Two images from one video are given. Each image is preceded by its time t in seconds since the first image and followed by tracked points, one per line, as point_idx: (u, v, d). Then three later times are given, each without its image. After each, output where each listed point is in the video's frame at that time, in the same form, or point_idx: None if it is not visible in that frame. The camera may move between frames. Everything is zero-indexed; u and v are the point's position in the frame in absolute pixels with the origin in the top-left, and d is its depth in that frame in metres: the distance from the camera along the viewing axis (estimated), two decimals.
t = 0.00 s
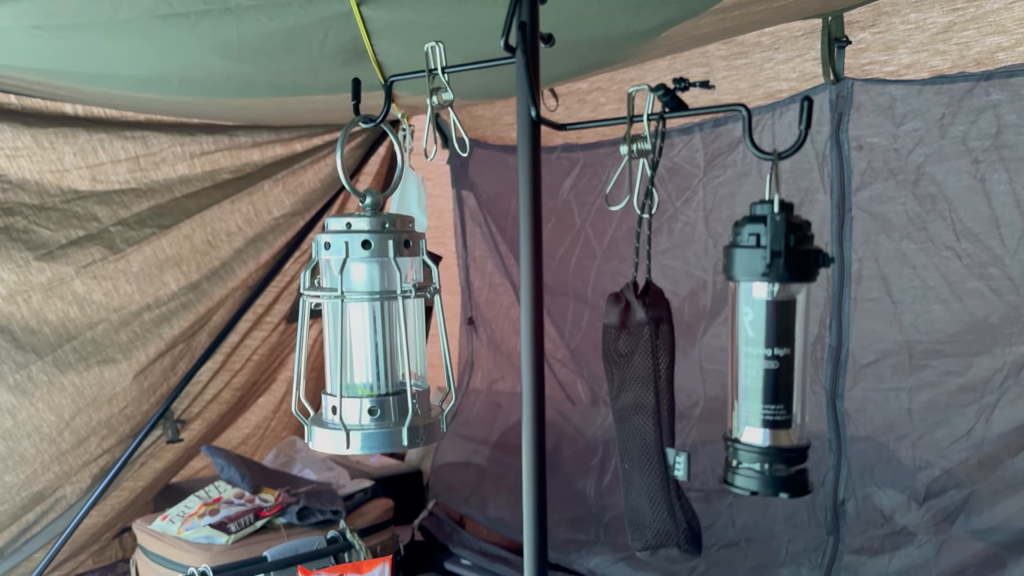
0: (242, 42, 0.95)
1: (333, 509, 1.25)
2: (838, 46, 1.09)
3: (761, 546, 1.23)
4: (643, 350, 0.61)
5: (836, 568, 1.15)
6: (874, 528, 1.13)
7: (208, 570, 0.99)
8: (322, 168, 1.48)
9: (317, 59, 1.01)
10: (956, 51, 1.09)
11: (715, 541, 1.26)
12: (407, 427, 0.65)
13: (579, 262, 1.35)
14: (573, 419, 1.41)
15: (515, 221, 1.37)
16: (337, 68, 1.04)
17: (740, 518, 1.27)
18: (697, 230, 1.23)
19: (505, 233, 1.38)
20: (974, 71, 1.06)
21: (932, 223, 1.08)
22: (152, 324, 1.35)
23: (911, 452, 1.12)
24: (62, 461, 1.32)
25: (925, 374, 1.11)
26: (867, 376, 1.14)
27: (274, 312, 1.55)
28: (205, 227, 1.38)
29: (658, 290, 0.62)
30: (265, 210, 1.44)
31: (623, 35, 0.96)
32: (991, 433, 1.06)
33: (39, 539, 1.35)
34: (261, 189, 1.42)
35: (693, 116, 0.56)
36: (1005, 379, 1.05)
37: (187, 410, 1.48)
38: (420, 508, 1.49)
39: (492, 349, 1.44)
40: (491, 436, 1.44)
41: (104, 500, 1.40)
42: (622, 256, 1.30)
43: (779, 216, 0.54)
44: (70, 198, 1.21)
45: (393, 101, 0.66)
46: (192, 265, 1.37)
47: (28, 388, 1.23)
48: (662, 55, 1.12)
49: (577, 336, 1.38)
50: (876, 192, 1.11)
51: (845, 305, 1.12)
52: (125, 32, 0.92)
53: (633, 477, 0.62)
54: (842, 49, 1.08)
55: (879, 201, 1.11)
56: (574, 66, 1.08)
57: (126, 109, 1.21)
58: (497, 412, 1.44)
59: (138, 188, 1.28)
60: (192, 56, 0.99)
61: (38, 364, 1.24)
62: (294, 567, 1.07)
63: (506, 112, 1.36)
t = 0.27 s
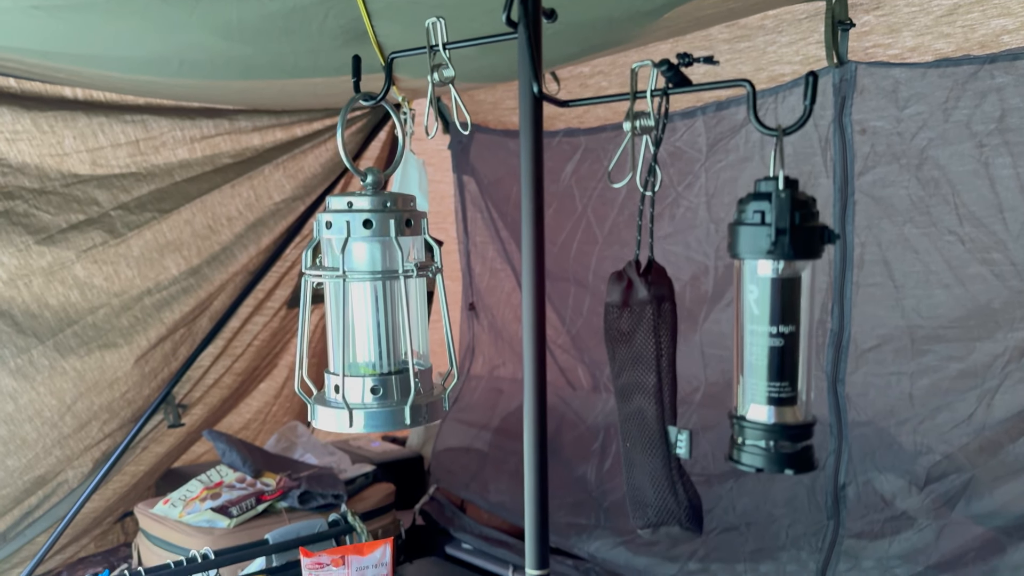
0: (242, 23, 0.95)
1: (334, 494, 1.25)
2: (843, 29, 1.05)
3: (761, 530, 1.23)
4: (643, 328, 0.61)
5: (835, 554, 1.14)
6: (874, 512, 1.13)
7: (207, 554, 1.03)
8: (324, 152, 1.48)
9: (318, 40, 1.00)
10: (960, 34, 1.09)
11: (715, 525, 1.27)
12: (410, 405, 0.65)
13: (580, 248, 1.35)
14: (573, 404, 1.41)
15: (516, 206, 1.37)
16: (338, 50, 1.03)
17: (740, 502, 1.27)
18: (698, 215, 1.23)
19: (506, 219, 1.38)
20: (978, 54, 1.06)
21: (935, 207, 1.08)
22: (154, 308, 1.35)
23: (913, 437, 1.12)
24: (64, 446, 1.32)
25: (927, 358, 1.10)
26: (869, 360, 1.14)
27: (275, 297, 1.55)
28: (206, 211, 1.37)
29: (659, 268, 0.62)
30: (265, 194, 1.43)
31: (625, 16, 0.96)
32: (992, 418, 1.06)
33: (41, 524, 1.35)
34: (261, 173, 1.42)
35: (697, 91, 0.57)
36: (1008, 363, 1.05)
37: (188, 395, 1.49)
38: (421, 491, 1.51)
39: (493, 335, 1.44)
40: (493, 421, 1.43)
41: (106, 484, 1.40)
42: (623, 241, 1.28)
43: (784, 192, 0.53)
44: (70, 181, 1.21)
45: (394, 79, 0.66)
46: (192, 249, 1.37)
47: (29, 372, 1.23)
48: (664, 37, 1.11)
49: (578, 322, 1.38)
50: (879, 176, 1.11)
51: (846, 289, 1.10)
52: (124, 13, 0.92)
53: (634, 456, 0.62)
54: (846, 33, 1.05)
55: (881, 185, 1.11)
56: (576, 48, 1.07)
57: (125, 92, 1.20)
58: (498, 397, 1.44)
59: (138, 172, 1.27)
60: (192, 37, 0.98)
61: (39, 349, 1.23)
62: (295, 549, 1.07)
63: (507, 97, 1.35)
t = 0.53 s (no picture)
0: (241, 2, 0.94)
1: (335, 478, 1.25)
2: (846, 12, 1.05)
3: (761, 514, 1.23)
4: (645, 305, 0.60)
5: (835, 536, 1.14)
6: (875, 497, 1.13)
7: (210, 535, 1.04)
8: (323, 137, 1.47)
9: (318, 20, 1.00)
10: (965, 16, 1.08)
11: (715, 510, 1.27)
12: (410, 385, 0.65)
13: (581, 233, 1.34)
14: (574, 390, 1.41)
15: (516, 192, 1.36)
16: (338, 31, 1.03)
17: (741, 487, 1.27)
18: (700, 199, 1.22)
19: (506, 205, 1.36)
20: (982, 37, 1.05)
21: (938, 191, 1.07)
22: (154, 293, 1.35)
23: (914, 423, 1.11)
24: (65, 430, 1.32)
25: (928, 343, 1.10)
26: (870, 345, 1.14)
27: (275, 282, 1.55)
28: (206, 195, 1.37)
29: (661, 245, 0.61)
30: (265, 179, 1.42)
31: None
32: (993, 403, 1.05)
33: (43, 508, 1.35)
34: (261, 157, 1.41)
35: (701, 66, 0.56)
36: (1010, 347, 1.04)
37: (189, 380, 1.49)
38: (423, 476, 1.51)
39: (493, 322, 1.44)
40: (494, 406, 1.43)
41: (107, 469, 1.41)
42: (624, 226, 1.28)
43: (786, 167, 0.53)
44: (69, 165, 1.20)
45: (394, 55, 0.65)
46: (192, 234, 1.36)
47: (29, 357, 1.23)
48: (666, 19, 1.10)
49: (579, 308, 1.38)
50: (883, 160, 1.10)
51: (848, 274, 1.10)
52: None
53: (637, 436, 0.62)
54: (849, 14, 1.06)
55: (884, 168, 1.11)
56: (577, 29, 1.06)
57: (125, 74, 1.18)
58: (499, 382, 1.43)
59: (138, 155, 1.26)
60: (191, 17, 0.97)
61: (39, 333, 1.23)
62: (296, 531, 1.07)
63: (508, 81, 1.34)
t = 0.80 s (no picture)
0: None
1: (336, 462, 1.26)
2: None
3: (762, 499, 1.23)
4: (649, 283, 0.60)
5: (835, 519, 1.15)
6: (875, 482, 1.13)
7: (212, 518, 1.05)
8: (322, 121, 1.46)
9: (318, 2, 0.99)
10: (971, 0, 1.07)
11: (715, 494, 1.27)
12: (411, 364, 0.65)
13: (582, 219, 1.34)
14: (574, 376, 1.41)
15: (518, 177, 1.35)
16: (338, 12, 1.02)
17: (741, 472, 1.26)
18: (701, 184, 1.22)
19: (508, 191, 1.36)
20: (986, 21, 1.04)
21: (941, 175, 1.07)
22: (155, 278, 1.35)
23: (915, 409, 1.11)
24: (66, 414, 1.32)
25: (929, 328, 1.10)
26: (871, 330, 1.14)
27: (275, 268, 1.55)
28: (206, 180, 1.36)
29: (664, 225, 0.61)
30: (265, 163, 1.41)
31: None
32: (993, 389, 1.05)
33: (44, 492, 1.36)
34: (261, 142, 1.40)
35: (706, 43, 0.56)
36: (1012, 331, 1.03)
37: (190, 364, 1.49)
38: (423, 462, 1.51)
39: (494, 308, 1.43)
40: (494, 392, 1.42)
41: (108, 453, 1.41)
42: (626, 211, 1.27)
43: (793, 142, 0.53)
44: (69, 149, 1.19)
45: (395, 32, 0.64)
46: (192, 219, 1.36)
47: (30, 341, 1.23)
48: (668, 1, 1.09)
49: (580, 294, 1.38)
50: (885, 144, 1.10)
51: (850, 258, 1.10)
52: None
53: (639, 416, 0.62)
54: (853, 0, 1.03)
55: (887, 152, 1.10)
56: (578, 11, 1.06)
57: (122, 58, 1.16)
58: (499, 368, 1.43)
59: (138, 139, 1.26)
60: None
61: (40, 317, 1.23)
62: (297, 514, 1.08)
63: (510, 65, 1.32)
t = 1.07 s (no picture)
0: None
1: (336, 446, 1.26)
2: None
3: (761, 483, 1.23)
4: (650, 260, 0.60)
5: (836, 503, 1.14)
6: (874, 466, 1.12)
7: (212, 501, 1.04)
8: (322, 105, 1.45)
9: None
10: None
11: (715, 478, 1.27)
12: (411, 343, 0.65)
13: (583, 203, 1.33)
14: (574, 360, 1.41)
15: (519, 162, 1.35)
16: None
17: (741, 456, 1.25)
18: (703, 168, 1.21)
19: (508, 176, 1.36)
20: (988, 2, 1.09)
21: (943, 158, 1.06)
22: (155, 261, 1.35)
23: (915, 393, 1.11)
24: (66, 398, 1.32)
25: (930, 313, 1.09)
26: (872, 315, 1.12)
27: (275, 252, 1.55)
28: (205, 163, 1.35)
29: (666, 201, 0.61)
30: (264, 147, 1.41)
31: None
32: (994, 373, 1.05)
33: (45, 476, 1.36)
34: (260, 125, 1.39)
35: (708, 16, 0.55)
36: (1013, 315, 1.03)
37: (190, 349, 1.49)
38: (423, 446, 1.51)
39: (495, 293, 1.43)
40: (495, 377, 1.42)
41: (109, 437, 1.41)
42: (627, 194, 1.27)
43: (795, 119, 0.52)
44: (67, 132, 1.19)
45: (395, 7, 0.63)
46: (192, 202, 1.36)
47: (29, 325, 1.23)
48: None
49: (579, 279, 1.37)
50: (888, 127, 1.09)
51: (851, 242, 1.10)
52: None
53: (638, 392, 0.62)
54: None
55: (889, 136, 1.09)
56: None
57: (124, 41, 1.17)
58: (499, 353, 1.42)
59: (136, 122, 1.25)
60: None
61: (39, 301, 1.23)
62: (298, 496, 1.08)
63: (511, 48, 1.33)
